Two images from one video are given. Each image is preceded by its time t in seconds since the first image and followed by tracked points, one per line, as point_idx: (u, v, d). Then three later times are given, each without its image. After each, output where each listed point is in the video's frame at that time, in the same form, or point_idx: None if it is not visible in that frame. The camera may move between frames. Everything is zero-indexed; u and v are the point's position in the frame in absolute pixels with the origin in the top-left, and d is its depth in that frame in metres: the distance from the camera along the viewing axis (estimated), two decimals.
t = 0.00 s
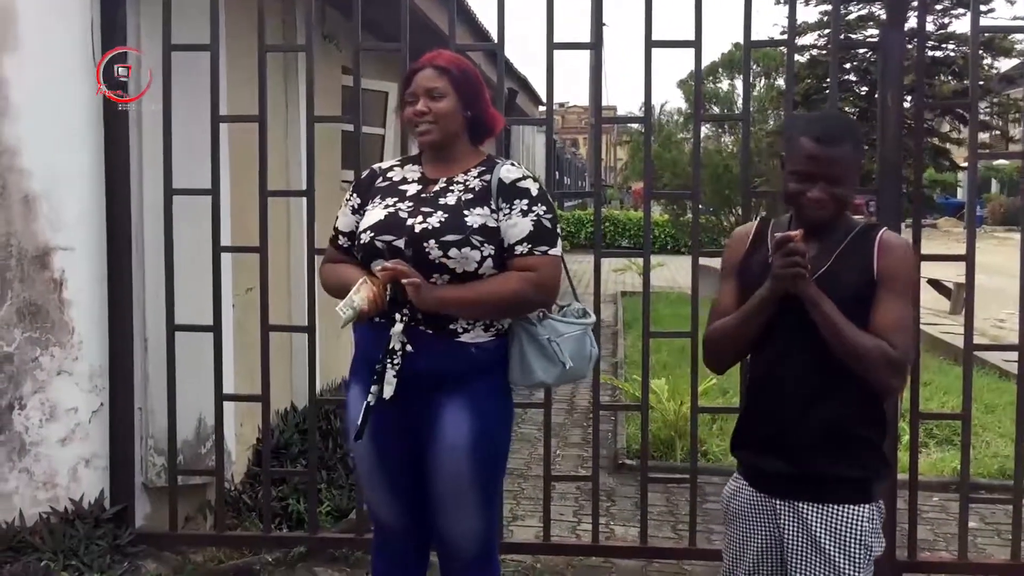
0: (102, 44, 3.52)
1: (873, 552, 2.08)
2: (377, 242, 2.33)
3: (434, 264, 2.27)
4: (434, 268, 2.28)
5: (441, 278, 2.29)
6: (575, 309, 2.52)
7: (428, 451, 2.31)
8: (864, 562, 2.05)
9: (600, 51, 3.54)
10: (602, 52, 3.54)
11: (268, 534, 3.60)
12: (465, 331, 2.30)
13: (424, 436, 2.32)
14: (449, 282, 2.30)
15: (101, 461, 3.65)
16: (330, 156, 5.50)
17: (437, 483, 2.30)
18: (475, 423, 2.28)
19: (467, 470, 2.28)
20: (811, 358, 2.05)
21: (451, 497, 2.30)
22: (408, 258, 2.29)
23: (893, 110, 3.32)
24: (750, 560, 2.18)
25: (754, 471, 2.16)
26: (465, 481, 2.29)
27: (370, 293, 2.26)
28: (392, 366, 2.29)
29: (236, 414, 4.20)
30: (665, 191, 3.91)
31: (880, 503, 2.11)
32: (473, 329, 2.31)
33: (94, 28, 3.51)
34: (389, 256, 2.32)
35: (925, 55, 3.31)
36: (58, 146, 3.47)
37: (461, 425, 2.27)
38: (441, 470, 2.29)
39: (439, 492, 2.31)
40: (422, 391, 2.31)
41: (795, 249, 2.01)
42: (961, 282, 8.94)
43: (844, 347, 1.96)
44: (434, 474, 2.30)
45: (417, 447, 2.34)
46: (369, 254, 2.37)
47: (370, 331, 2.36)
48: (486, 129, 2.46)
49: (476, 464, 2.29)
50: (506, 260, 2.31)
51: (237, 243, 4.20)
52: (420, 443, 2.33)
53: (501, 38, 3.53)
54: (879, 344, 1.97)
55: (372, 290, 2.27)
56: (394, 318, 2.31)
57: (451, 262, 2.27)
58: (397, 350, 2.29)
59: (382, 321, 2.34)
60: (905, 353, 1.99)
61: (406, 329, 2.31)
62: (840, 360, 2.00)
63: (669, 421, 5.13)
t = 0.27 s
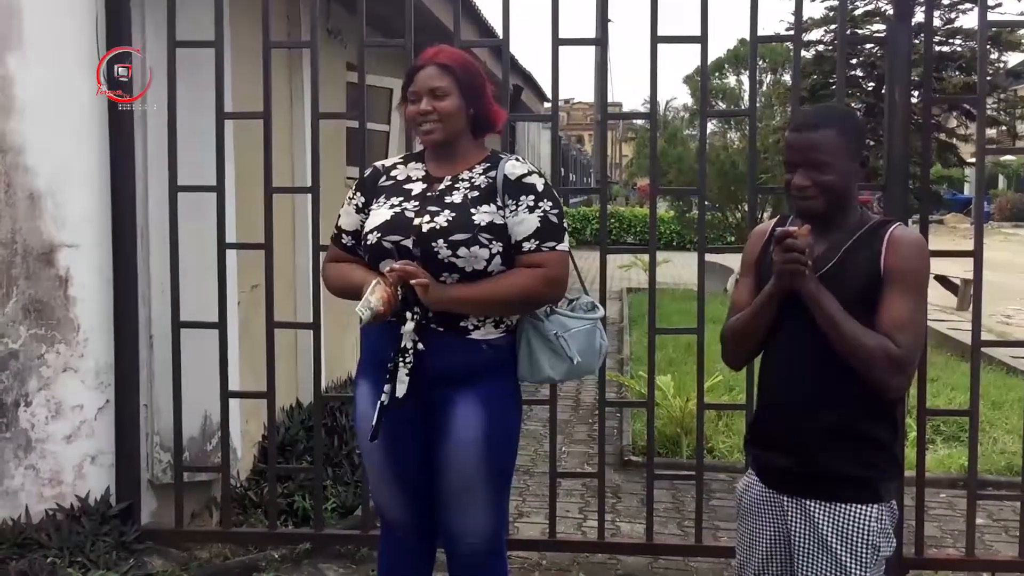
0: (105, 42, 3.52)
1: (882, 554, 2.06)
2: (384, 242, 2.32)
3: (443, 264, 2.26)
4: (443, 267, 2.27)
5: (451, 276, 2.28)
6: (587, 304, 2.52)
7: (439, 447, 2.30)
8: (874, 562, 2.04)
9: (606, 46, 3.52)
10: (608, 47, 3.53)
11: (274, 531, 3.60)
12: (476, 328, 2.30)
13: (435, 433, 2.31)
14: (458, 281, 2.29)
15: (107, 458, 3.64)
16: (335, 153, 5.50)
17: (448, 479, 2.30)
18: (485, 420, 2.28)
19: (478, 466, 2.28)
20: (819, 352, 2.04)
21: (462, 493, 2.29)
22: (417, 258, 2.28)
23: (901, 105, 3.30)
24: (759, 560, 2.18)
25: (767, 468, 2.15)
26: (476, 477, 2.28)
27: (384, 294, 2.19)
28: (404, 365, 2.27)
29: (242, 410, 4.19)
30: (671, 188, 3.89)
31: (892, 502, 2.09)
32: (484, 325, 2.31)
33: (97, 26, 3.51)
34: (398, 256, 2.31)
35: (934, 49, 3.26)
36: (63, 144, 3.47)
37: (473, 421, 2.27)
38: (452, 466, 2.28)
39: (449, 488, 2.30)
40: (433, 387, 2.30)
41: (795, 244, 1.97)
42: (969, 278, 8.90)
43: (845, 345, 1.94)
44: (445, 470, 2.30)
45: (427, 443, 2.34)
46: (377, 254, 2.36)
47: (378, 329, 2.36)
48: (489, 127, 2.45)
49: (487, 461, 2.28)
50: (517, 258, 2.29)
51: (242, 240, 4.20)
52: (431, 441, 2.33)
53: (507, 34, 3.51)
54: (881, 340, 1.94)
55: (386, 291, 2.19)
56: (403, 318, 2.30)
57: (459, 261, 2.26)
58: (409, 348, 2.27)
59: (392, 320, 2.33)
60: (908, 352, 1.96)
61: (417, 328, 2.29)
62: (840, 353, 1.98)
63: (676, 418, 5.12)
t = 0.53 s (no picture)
0: (107, 40, 3.52)
1: (878, 552, 2.05)
2: (392, 234, 2.29)
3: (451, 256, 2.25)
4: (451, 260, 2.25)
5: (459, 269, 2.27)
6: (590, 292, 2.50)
7: (443, 444, 2.30)
8: (870, 560, 2.03)
9: (608, 43, 3.52)
10: (609, 44, 3.52)
11: (276, 529, 3.60)
12: (482, 322, 2.30)
13: (439, 429, 2.31)
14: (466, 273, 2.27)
15: (109, 455, 3.66)
16: (336, 150, 5.50)
17: (452, 476, 2.29)
18: (489, 417, 2.28)
19: (482, 463, 2.28)
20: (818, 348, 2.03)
21: (465, 490, 2.29)
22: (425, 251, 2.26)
23: (904, 101, 3.29)
24: (759, 556, 2.20)
25: (766, 463, 2.16)
26: (480, 474, 2.28)
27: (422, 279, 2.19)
28: (406, 361, 2.28)
29: (244, 408, 4.19)
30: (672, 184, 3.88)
31: (891, 501, 2.08)
32: (490, 319, 2.31)
33: (99, 23, 3.50)
34: (407, 248, 2.28)
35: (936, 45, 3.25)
36: (64, 141, 3.47)
37: (477, 417, 2.27)
38: (456, 463, 2.28)
39: (453, 485, 2.30)
40: (438, 383, 2.30)
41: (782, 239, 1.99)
42: (971, 275, 8.90)
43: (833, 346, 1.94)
44: (449, 466, 2.30)
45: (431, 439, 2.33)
46: (382, 246, 2.32)
47: (380, 323, 2.37)
48: (486, 126, 2.47)
49: (491, 457, 2.28)
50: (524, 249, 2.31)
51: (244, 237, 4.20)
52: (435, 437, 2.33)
53: (508, 30, 3.51)
54: (866, 338, 1.92)
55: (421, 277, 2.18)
56: (409, 312, 2.30)
57: (467, 252, 2.25)
58: (413, 343, 2.29)
59: (395, 315, 2.33)
60: (895, 351, 1.92)
61: (423, 323, 2.29)
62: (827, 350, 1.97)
63: (678, 415, 5.11)
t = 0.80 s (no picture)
0: (107, 38, 3.51)
1: (872, 548, 2.04)
2: (389, 231, 2.27)
3: (449, 250, 2.22)
4: (449, 254, 2.23)
5: (457, 263, 2.24)
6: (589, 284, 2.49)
7: (444, 440, 2.29)
8: (862, 555, 2.02)
9: (609, 39, 3.50)
10: (610, 40, 3.51)
11: (276, 526, 3.60)
12: (482, 317, 2.29)
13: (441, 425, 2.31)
14: (464, 268, 2.25)
15: (109, 453, 3.66)
16: (337, 147, 5.50)
17: (453, 473, 2.28)
18: (490, 413, 2.28)
19: (483, 460, 2.27)
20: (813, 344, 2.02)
21: (466, 488, 2.28)
22: (422, 247, 2.24)
23: (906, 98, 3.28)
24: (753, 553, 2.21)
25: (765, 460, 2.15)
26: (481, 471, 2.27)
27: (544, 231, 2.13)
28: (406, 359, 2.28)
29: (245, 405, 4.19)
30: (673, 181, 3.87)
31: (886, 498, 2.07)
32: (490, 314, 2.30)
33: (99, 21, 3.49)
34: (404, 245, 2.26)
35: (939, 41, 3.23)
36: (64, 139, 3.46)
37: (479, 413, 2.27)
38: (457, 460, 2.27)
39: (454, 482, 2.29)
40: (440, 379, 2.30)
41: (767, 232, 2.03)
42: (974, 271, 8.88)
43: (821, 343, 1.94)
44: (450, 463, 2.28)
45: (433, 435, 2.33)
46: (379, 244, 2.30)
47: (378, 321, 2.36)
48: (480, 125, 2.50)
49: (492, 454, 2.27)
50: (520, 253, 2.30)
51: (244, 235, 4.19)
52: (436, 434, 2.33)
53: (509, 27, 3.50)
54: (852, 333, 1.91)
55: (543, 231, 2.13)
56: (410, 309, 2.29)
57: (465, 246, 2.22)
58: (414, 341, 2.28)
59: (395, 314, 2.32)
60: (882, 345, 1.90)
61: (424, 320, 2.28)
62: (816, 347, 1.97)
63: (681, 412, 5.11)
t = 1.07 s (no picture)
0: (108, 36, 3.51)
1: (872, 543, 2.04)
2: (383, 228, 2.26)
3: (445, 245, 2.22)
4: (445, 249, 2.23)
5: (455, 258, 2.24)
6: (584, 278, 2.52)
7: (452, 437, 2.29)
8: (865, 552, 2.02)
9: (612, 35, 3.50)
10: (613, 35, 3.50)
11: (280, 523, 3.61)
12: (487, 309, 2.29)
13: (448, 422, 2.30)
14: (461, 262, 2.25)
15: (114, 449, 3.65)
16: (341, 144, 5.50)
17: (460, 470, 2.28)
18: (498, 412, 2.27)
19: (491, 457, 2.27)
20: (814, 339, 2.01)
21: (474, 485, 2.28)
22: (418, 243, 2.24)
23: (909, 93, 3.27)
24: (752, 550, 2.19)
25: (761, 457, 2.13)
26: (489, 468, 2.27)
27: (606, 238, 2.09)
28: (414, 356, 2.25)
29: (248, 402, 4.19)
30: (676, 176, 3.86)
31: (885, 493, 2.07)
32: (495, 305, 2.30)
33: (100, 19, 3.50)
34: (399, 241, 2.25)
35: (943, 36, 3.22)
36: (66, 136, 3.46)
37: (488, 411, 2.26)
38: (465, 457, 2.27)
39: (461, 479, 2.29)
40: (449, 376, 2.29)
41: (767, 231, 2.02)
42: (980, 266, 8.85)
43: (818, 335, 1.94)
44: (458, 460, 2.28)
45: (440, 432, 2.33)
46: (372, 243, 2.29)
47: (380, 322, 2.34)
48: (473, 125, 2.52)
49: (500, 451, 2.28)
50: (519, 248, 2.34)
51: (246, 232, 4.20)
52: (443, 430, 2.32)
53: (512, 23, 3.50)
54: (852, 326, 1.91)
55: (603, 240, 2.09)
56: (417, 305, 2.27)
57: (462, 240, 2.22)
58: (422, 338, 2.25)
59: (400, 313, 2.30)
60: (884, 340, 1.90)
61: (432, 316, 2.26)
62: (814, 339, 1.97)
63: (686, 409, 5.10)
